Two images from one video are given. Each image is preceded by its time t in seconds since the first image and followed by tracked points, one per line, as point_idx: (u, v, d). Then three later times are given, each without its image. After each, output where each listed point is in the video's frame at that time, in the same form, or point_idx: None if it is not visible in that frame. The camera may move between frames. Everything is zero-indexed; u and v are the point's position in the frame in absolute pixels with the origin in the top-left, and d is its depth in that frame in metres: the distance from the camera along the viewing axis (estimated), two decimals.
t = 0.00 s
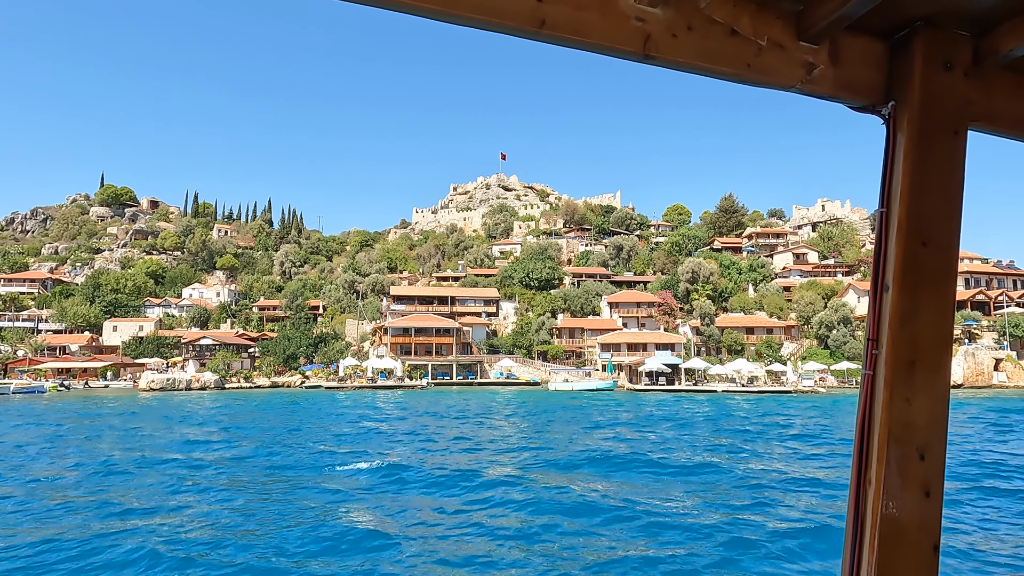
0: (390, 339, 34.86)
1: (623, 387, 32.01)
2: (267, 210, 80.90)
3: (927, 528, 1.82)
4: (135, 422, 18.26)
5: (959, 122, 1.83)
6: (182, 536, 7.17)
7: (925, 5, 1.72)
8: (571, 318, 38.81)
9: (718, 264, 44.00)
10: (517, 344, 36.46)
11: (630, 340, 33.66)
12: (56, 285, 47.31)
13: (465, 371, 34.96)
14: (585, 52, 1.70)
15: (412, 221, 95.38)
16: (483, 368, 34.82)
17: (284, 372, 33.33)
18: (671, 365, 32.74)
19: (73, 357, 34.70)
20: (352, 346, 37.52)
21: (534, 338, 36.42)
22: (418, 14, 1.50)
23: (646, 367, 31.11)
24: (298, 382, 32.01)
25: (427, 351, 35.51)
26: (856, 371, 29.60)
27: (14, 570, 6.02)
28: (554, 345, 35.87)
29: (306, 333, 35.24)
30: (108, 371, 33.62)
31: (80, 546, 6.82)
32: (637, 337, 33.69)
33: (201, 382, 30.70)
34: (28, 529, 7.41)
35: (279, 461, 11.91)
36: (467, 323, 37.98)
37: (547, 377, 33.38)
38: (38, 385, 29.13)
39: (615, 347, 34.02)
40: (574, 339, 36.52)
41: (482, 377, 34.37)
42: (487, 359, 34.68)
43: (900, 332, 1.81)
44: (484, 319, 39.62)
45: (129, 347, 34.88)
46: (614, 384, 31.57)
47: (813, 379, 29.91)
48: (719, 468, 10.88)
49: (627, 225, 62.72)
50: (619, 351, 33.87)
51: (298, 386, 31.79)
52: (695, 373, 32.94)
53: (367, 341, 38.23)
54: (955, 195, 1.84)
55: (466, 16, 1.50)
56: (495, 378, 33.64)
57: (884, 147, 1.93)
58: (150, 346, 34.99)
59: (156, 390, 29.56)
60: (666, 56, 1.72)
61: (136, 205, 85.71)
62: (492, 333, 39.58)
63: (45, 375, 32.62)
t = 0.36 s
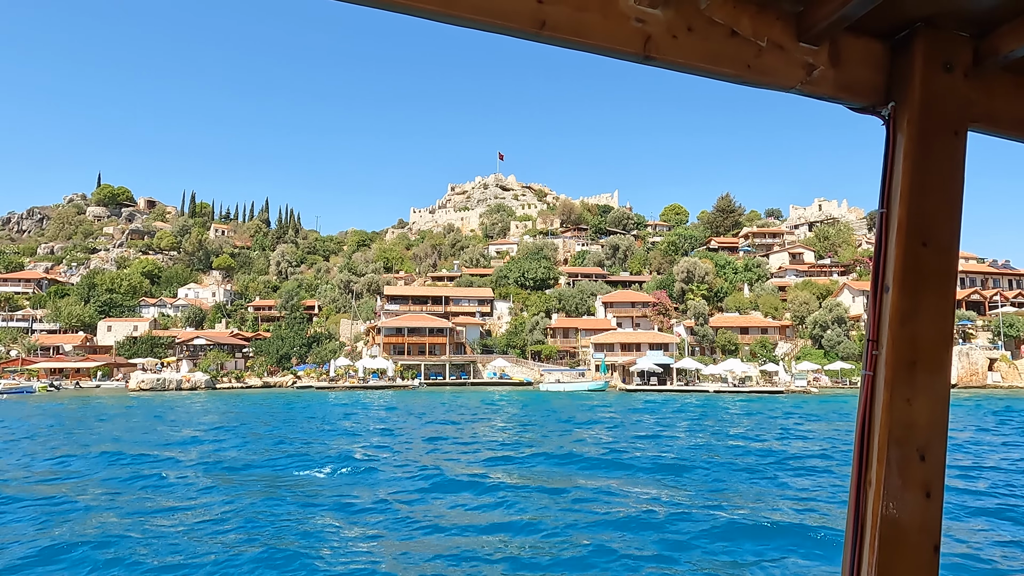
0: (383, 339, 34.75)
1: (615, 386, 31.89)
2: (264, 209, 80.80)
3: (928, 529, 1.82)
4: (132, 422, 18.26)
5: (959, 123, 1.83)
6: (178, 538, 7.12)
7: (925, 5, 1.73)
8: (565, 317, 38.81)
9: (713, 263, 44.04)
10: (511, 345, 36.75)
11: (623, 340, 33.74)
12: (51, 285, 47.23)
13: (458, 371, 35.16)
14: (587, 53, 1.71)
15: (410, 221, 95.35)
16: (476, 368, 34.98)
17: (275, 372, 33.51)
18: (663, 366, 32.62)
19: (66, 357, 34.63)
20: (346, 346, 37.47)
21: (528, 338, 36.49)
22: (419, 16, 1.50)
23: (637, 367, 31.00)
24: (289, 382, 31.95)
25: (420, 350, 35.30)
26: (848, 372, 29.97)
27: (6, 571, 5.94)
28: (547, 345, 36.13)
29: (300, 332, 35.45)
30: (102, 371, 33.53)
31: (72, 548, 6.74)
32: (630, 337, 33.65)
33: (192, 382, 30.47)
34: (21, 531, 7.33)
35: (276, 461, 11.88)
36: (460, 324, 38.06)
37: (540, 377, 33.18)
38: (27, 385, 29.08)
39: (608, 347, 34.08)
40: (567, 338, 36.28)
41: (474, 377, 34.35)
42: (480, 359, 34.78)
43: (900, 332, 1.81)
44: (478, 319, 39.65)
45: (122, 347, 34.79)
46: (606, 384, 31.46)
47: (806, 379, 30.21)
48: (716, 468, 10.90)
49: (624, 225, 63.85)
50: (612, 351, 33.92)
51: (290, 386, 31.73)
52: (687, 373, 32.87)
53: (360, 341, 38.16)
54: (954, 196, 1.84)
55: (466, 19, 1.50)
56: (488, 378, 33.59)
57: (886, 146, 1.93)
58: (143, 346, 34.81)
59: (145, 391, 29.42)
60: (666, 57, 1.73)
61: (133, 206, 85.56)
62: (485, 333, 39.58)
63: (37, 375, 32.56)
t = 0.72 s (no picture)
0: (377, 338, 34.67)
1: (607, 386, 32.13)
2: (262, 209, 80.66)
3: (929, 531, 1.81)
4: (129, 422, 18.23)
5: (960, 124, 1.83)
6: (177, 537, 7.09)
7: (927, 6, 1.72)
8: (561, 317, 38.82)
9: (710, 262, 44.07)
10: (506, 344, 36.57)
11: (618, 339, 33.71)
12: (48, 284, 47.20)
13: (451, 370, 34.97)
14: (587, 53, 1.70)
15: (408, 220, 95.29)
16: (470, 368, 34.97)
17: (269, 371, 33.46)
18: (655, 365, 32.68)
19: (61, 356, 34.60)
20: (341, 345, 37.52)
21: (523, 337, 36.44)
22: (419, 16, 1.50)
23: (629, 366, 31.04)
24: (282, 382, 31.92)
25: (413, 350, 35.22)
26: (844, 371, 29.96)
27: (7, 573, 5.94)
28: (543, 344, 36.01)
29: (296, 331, 35.82)
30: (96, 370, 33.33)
31: (66, 550, 6.67)
32: (625, 337, 33.50)
33: (184, 382, 30.56)
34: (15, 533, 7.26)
35: (276, 460, 11.90)
36: (455, 323, 37.91)
37: (535, 377, 33.36)
38: (18, 384, 29.03)
39: (603, 347, 33.97)
40: (563, 338, 36.42)
41: (469, 377, 34.35)
42: (474, 359, 34.76)
43: (902, 333, 1.81)
44: (474, 318, 39.68)
45: (117, 347, 35.13)
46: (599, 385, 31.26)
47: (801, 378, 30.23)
48: (716, 467, 10.90)
49: (622, 224, 63.96)
50: (607, 350, 33.89)
51: (283, 386, 31.69)
52: (680, 372, 32.81)
53: (355, 340, 38.11)
54: (955, 196, 1.84)
55: (468, 18, 1.50)
56: (483, 378, 33.64)
57: (886, 148, 1.93)
58: (138, 345, 35.06)
59: (137, 389, 29.34)
60: (667, 57, 1.73)
61: (131, 205, 85.51)
62: (481, 332, 39.55)
63: (32, 375, 32.52)
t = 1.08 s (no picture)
0: (373, 336, 34.66)
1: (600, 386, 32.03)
2: (262, 207, 80.60)
3: (937, 528, 1.81)
4: (128, 421, 18.24)
5: (967, 120, 1.82)
6: (177, 536, 7.11)
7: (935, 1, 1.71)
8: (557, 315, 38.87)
9: (708, 261, 44.10)
10: (502, 343, 36.46)
11: (613, 338, 33.72)
12: (46, 284, 47.19)
13: (447, 370, 35.09)
14: (593, 49, 1.69)
15: (408, 219, 95.26)
16: (466, 367, 34.92)
17: (264, 370, 33.52)
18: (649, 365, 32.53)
19: (57, 356, 34.58)
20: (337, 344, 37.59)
21: (519, 336, 36.38)
22: (425, 12, 1.49)
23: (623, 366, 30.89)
24: (277, 382, 31.90)
25: (409, 349, 35.31)
26: (840, 369, 29.92)
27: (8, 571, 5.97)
28: (538, 343, 35.94)
29: (293, 331, 36.01)
30: (92, 369, 33.22)
31: (57, 550, 6.62)
32: (621, 336, 33.54)
33: (178, 381, 30.52)
34: (11, 534, 7.21)
35: (276, 459, 11.92)
36: (451, 322, 37.98)
37: (530, 376, 33.30)
38: (10, 384, 28.97)
39: (599, 345, 34.06)
40: (559, 337, 36.45)
41: (465, 376, 34.36)
42: (470, 358, 34.64)
43: (910, 331, 1.80)
44: (470, 317, 39.78)
45: (114, 347, 35.17)
46: (592, 383, 31.18)
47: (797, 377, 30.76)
48: (715, 466, 10.92)
49: (621, 223, 64.02)
50: (603, 348, 33.89)
51: (277, 385, 31.64)
52: (674, 369, 32.65)
53: (351, 339, 38.17)
54: (962, 191, 1.83)
55: (475, 16, 1.50)
56: (479, 376, 33.64)
57: (893, 143, 1.92)
58: (135, 344, 35.14)
59: (131, 388, 29.29)
60: (672, 53, 1.72)
61: (130, 204, 85.50)
62: (477, 331, 39.61)
63: (28, 374, 32.63)
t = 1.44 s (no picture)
0: (367, 336, 34.62)
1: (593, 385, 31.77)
2: (261, 206, 80.57)
3: (941, 523, 1.81)
4: (126, 420, 18.24)
5: (973, 114, 1.81)
6: (178, 533, 7.15)
7: None
8: (553, 315, 38.88)
9: (705, 259, 44.12)
10: (497, 342, 36.39)
11: (608, 337, 33.94)
12: (44, 283, 47.20)
13: (442, 369, 35.13)
14: (597, 42, 1.69)
15: (407, 218, 95.22)
16: (461, 366, 34.90)
17: (258, 370, 33.56)
18: (642, 364, 32.56)
19: (53, 356, 34.58)
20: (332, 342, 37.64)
21: (514, 335, 36.30)
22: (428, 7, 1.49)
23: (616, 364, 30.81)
24: (270, 382, 31.89)
25: (403, 348, 35.14)
26: (836, 368, 29.88)
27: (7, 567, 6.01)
28: (533, 342, 35.85)
29: (288, 329, 35.75)
30: (87, 369, 33.14)
31: (47, 547, 6.63)
32: (615, 334, 33.82)
33: (171, 380, 30.50)
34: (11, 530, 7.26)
35: (275, 457, 11.94)
36: (445, 321, 38.03)
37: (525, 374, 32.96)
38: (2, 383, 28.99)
39: (594, 343, 34.18)
40: (554, 336, 36.46)
41: (459, 375, 34.37)
42: (464, 357, 34.72)
43: (913, 326, 1.80)
44: (465, 316, 39.84)
45: (110, 346, 35.09)
46: (585, 382, 31.09)
47: (792, 376, 30.85)
48: (717, 465, 10.86)
49: (619, 222, 64.02)
50: (598, 347, 34.06)
51: (270, 385, 31.63)
52: (667, 369, 32.68)
53: (347, 338, 38.29)
54: (968, 183, 1.83)
55: (479, 9, 1.49)
56: (473, 376, 33.63)
57: (898, 138, 1.91)
58: (131, 344, 35.09)
59: (123, 388, 29.29)
60: (677, 47, 1.71)
61: (130, 204, 85.55)
62: (473, 330, 39.67)
63: (23, 373, 33.02)
